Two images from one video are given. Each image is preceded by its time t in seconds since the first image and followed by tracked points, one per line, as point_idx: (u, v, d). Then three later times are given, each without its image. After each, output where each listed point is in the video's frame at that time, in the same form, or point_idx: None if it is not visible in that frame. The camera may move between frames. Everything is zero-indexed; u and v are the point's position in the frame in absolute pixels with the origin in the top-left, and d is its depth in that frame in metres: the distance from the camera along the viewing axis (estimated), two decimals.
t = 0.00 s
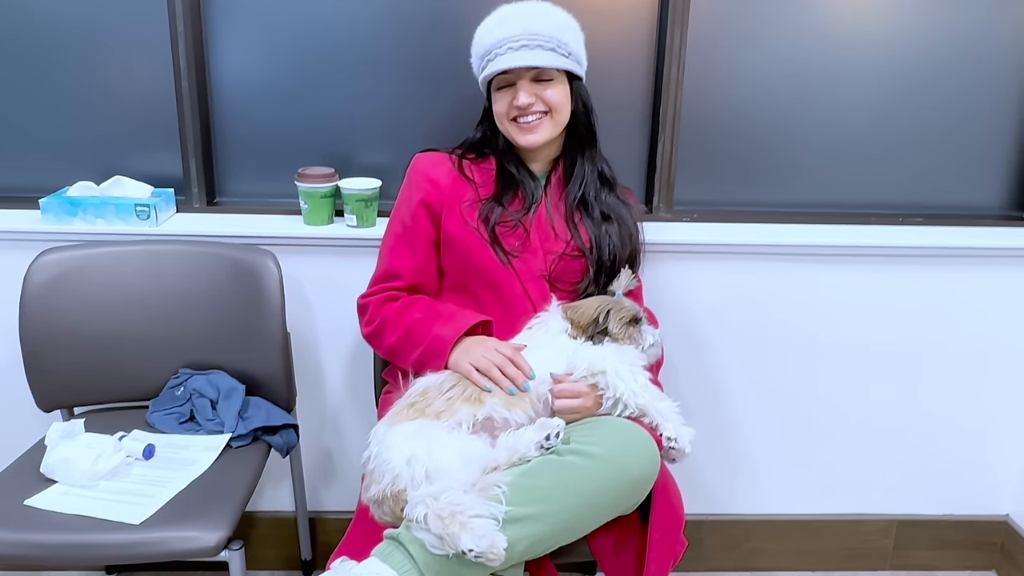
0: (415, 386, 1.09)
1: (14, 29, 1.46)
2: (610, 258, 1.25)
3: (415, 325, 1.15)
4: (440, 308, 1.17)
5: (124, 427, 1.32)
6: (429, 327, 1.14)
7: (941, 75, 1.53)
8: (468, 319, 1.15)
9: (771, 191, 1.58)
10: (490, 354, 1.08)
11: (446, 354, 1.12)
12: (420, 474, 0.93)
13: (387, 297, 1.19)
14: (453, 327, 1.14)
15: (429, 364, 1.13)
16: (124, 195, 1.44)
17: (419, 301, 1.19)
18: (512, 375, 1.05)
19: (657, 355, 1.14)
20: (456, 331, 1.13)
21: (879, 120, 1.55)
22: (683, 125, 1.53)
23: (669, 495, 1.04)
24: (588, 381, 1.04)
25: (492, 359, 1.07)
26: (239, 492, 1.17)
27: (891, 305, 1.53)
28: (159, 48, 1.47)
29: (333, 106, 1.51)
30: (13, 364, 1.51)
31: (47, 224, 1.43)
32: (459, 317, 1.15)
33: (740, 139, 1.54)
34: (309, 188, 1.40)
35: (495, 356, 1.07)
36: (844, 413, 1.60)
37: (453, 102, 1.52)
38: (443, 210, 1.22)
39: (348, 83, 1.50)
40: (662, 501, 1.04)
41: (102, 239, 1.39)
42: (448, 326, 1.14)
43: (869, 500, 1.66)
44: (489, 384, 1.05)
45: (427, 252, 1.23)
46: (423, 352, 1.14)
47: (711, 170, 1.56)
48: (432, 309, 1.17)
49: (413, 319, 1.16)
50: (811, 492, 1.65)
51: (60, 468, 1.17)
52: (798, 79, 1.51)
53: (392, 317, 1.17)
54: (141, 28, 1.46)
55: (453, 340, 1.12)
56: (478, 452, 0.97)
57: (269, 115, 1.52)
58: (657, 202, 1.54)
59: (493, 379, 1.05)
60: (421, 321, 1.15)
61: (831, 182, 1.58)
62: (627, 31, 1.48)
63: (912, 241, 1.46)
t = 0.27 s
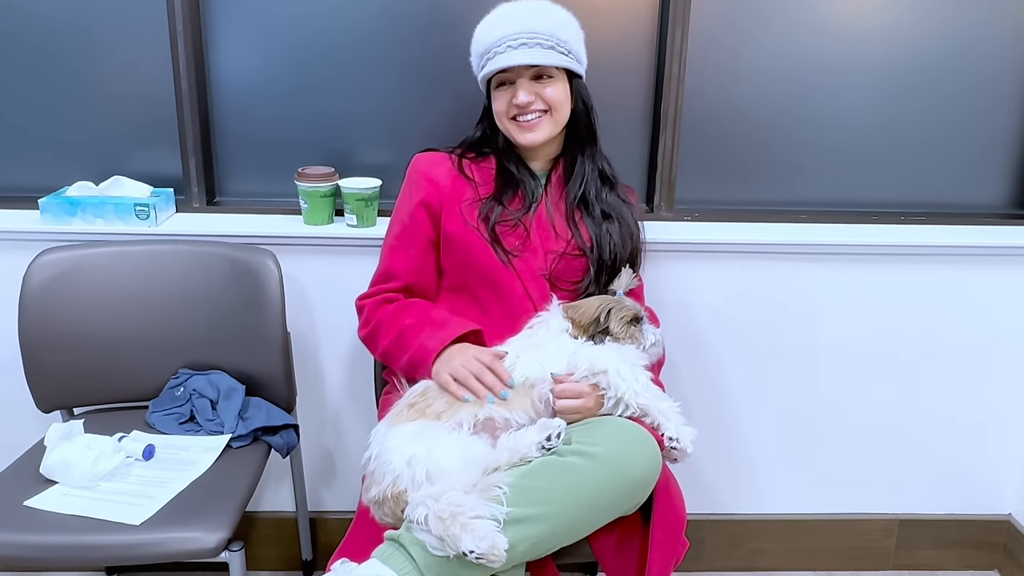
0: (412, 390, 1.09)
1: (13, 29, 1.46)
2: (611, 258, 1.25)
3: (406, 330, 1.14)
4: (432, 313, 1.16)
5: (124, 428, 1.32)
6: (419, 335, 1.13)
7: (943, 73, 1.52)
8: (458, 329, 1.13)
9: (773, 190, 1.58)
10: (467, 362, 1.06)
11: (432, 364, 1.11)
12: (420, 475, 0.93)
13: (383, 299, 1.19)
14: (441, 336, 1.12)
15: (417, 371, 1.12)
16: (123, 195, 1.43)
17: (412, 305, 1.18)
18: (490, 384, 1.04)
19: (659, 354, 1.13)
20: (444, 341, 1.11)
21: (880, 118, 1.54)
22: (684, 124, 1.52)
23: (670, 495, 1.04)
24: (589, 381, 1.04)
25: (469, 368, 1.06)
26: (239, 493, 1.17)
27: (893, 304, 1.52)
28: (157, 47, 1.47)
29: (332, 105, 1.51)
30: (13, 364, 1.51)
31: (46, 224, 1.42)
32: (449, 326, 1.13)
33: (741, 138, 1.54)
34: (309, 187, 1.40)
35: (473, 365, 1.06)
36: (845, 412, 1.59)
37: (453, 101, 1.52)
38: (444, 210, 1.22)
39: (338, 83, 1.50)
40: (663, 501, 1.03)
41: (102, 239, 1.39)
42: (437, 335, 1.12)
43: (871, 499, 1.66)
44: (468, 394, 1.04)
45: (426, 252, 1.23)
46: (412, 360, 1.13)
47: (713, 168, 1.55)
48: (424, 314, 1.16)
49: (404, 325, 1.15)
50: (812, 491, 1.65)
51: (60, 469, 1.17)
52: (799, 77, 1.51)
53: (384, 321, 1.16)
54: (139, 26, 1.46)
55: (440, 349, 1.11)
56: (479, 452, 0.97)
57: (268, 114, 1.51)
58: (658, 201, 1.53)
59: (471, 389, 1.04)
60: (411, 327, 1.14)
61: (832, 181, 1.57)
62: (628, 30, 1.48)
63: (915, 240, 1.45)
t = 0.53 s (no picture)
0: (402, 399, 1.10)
1: (6, 29, 1.45)
2: (608, 258, 1.24)
3: (389, 345, 1.14)
4: (416, 325, 1.15)
5: (118, 430, 1.31)
6: (399, 350, 1.12)
7: (941, 72, 1.52)
8: (437, 345, 1.12)
9: (771, 190, 1.57)
10: (438, 376, 1.06)
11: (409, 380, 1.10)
12: (415, 478, 0.92)
13: (373, 307, 1.19)
14: (418, 354, 1.11)
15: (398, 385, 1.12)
16: (118, 196, 1.43)
17: (399, 315, 1.17)
18: (461, 398, 1.04)
19: (656, 355, 1.13)
20: (422, 358, 1.10)
21: (878, 118, 1.53)
22: (682, 123, 1.51)
23: (668, 498, 1.03)
24: (586, 383, 1.03)
25: (440, 383, 1.05)
26: (234, 496, 1.16)
27: (891, 304, 1.51)
28: (152, 48, 1.46)
29: (328, 105, 1.50)
30: (7, 366, 1.50)
31: (41, 225, 1.42)
32: (428, 342, 1.12)
33: (739, 138, 1.53)
34: (305, 188, 1.39)
35: (443, 379, 1.05)
36: (844, 413, 1.59)
37: (449, 101, 1.51)
38: (439, 211, 1.21)
39: (337, 83, 1.49)
40: (661, 503, 1.03)
41: (96, 241, 1.38)
42: (415, 351, 1.11)
43: (870, 500, 1.65)
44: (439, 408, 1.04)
45: (421, 253, 1.22)
46: (392, 374, 1.12)
47: (710, 168, 1.55)
48: (408, 327, 1.15)
49: (389, 337, 1.15)
50: (810, 492, 1.64)
51: (53, 472, 1.16)
52: (796, 77, 1.50)
53: (372, 331, 1.17)
54: (133, 27, 1.45)
55: (417, 366, 1.10)
56: (474, 455, 0.96)
57: (264, 114, 1.51)
58: (656, 201, 1.52)
59: (442, 404, 1.04)
60: (395, 340, 1.14)
61: (830, 181, 1.57)
62: (625, 29, 1.47)
63: (913, 240, 1.45)
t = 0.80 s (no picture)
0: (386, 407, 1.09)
1: None
2: (603, 259, 1.23)
3: (372, 358, 1.14)
4: (399, 338, 1.15)
5: (110, 432, 1.30)
6: (379, 366, 1.13)
7: (940, 73, 1.51)
8: (414, 360, 1.11)
9: (767, 191, 1.56)
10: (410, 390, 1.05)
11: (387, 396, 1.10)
12: (408, 481, 0.92)
13: (361, 314, 1.19)
14: (395, 371, 1.10)
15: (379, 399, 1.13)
16: (110, 197, 1.42)
17: (384, 324, 1.17)
18: (429, 411, 1.02)
19: (651, 357, 1.12)
20: (399, 374, 1.10)
21: (873, 118, 1.53)
22: (677, 124, 1.51)
23: (663, 500, 1.02)
24: (580, 385, 1.02)
25: (411, 396, 1.05)
26: (226, 499, 1.15)
27: (888, 305, 1.51)
28: (144, 48, 1.45)
29: (322, 106, 1.50)
30: None
31: (33, 227, 1.41)
32: (405, 358, 1.11)
33: (735, 138, 1.53)
34: (298, 189, 1.38)
35: (414, 393, 1.05)
36: (840, 414, 1.58)
37: (443, 102, 1.50)
38: (432, 211, 1.20)
39: (337, 84, 1.48)
40: (656, 505, 1.02)
41: (89, 242, 1.37)
42: (393, 367, 1.11)
43: (867, 501, 1.65)
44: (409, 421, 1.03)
45: (414, 253, 1.21)
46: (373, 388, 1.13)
47: (706, 169, 1.54)
48: (390, 340, 1.15)
49: (372, 350, 1.15)
50: (807, 493, 1.64)
51: (45, 475, 1.15)
52: (792, 77, 1.50)
53: (358, 341, 1.17)
54: (126, 27, 1.44)
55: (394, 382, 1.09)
56: (466, 457, 0.96)
57: (257, 115, 1.50)
58: (652, 201, 1.52)
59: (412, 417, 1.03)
60: (377, 353, 1.14)
61: (826, 181, 1.56)
62: (621, 29, 1.47)
63: (909, 240, 1.44)
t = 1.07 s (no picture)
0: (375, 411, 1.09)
1: None
2: (602, 258, 1.23)
3: (359, 367, 1.15)
4: (387, 346, 1.15)
5: (109, 432, 1.30)
6: (364, 376, 1.14)
7: (941, 72, 1.51)
8: (397, 370, 1.12)
9: (766, 189, 1.56)
10: (386, 401, 1.06)
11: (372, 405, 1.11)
12: (406, 481, 0.91)
13: (356, 317, 1.20)
14: (379, 381, 1.11)
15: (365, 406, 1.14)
16: (108, 196, 1.41)
17: (375, 330, 1.17)
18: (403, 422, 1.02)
19: (650, 356, 1.12)
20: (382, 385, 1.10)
21: (873, 116, 1.53)
22: (676, 123, 1.51)
23: (662, 499, 1.02)
24: (579, 383, 1.02)
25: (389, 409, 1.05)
26: (225, 498, 1.15)
27: (887, 303, 1.51)
28: (142, 46, 1.45)
29: (320, 105, 1.49)
30: None
31: (30, 225, 1.41)
32: (388, 369, 1.12)
33: (734, 137, 1.52)
34: (297, 188, 1.38)
35: (390, 404, 1.05)
36: (840, 412, 1.58)
37: (441, 101, 1.50)
38: (431, 209, 1.20)
39: (336, 83, 1.48)
40: (655, 504, 1.02)
41: (87, 241, 1.37)
42: (377, 378, 1.12)
43: (867, 500, 1.65)
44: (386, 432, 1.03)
45: (413, 252, 1.21)
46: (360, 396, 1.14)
47: (705, 167, 1.54)
48: (378, 348, 1.15)
49: (362, 357, 1.16)
50: (806, 492, 1.64)
51: (43, 474, 1.15)
52: (791, 76, 1.49)
53: (350, 345, 1.18)
54: (123, 25, 1.44)
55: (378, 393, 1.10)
56: (465, 457, 0.95)
57: (255, 114, 1.50)
58: (651, 200, 1.52)
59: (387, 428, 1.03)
60: (366, 361, 1.15)
61: (825, 180, 1.56)
62: (620, 28, 1.46)
63: (909, 239, 1.44)
